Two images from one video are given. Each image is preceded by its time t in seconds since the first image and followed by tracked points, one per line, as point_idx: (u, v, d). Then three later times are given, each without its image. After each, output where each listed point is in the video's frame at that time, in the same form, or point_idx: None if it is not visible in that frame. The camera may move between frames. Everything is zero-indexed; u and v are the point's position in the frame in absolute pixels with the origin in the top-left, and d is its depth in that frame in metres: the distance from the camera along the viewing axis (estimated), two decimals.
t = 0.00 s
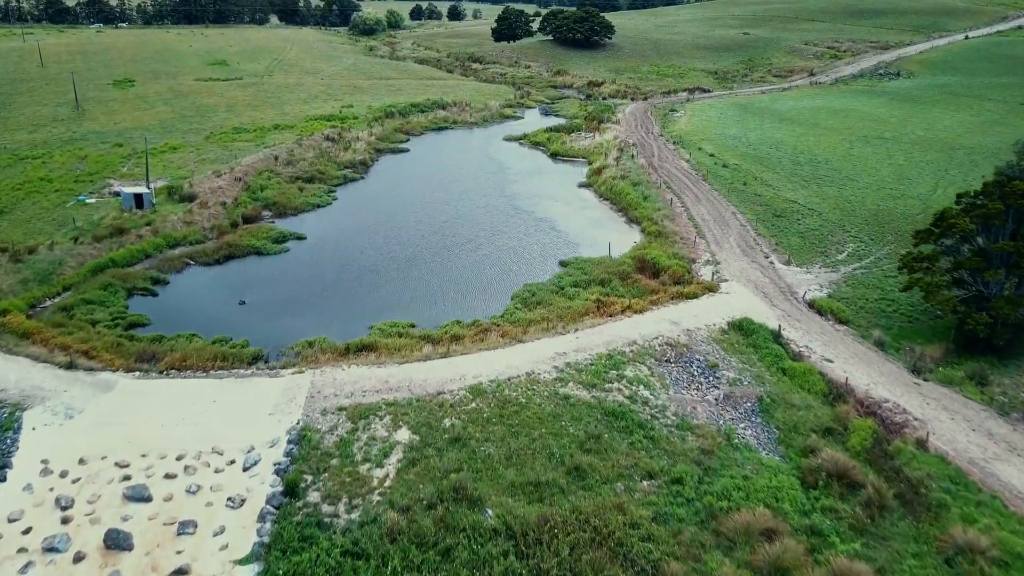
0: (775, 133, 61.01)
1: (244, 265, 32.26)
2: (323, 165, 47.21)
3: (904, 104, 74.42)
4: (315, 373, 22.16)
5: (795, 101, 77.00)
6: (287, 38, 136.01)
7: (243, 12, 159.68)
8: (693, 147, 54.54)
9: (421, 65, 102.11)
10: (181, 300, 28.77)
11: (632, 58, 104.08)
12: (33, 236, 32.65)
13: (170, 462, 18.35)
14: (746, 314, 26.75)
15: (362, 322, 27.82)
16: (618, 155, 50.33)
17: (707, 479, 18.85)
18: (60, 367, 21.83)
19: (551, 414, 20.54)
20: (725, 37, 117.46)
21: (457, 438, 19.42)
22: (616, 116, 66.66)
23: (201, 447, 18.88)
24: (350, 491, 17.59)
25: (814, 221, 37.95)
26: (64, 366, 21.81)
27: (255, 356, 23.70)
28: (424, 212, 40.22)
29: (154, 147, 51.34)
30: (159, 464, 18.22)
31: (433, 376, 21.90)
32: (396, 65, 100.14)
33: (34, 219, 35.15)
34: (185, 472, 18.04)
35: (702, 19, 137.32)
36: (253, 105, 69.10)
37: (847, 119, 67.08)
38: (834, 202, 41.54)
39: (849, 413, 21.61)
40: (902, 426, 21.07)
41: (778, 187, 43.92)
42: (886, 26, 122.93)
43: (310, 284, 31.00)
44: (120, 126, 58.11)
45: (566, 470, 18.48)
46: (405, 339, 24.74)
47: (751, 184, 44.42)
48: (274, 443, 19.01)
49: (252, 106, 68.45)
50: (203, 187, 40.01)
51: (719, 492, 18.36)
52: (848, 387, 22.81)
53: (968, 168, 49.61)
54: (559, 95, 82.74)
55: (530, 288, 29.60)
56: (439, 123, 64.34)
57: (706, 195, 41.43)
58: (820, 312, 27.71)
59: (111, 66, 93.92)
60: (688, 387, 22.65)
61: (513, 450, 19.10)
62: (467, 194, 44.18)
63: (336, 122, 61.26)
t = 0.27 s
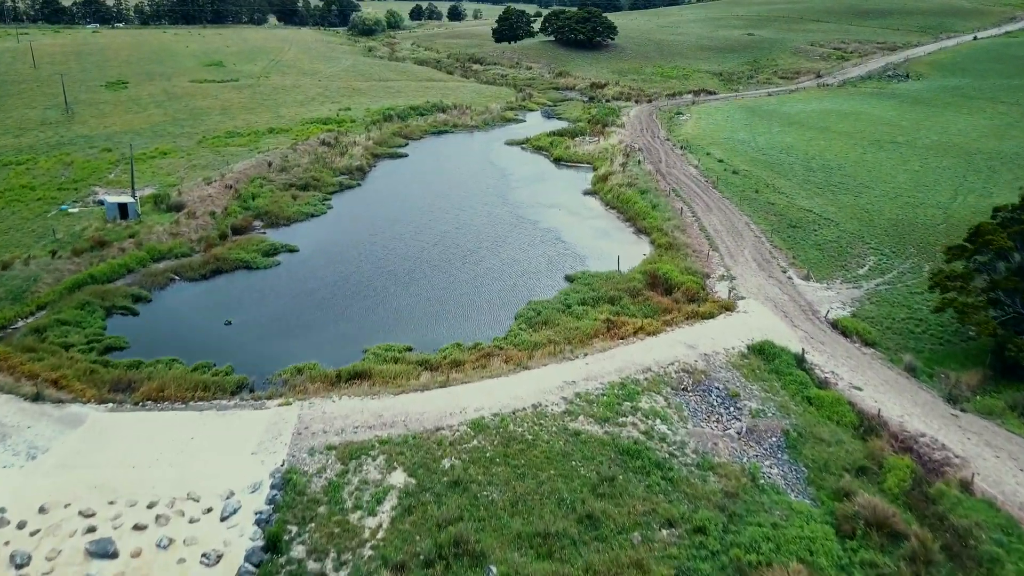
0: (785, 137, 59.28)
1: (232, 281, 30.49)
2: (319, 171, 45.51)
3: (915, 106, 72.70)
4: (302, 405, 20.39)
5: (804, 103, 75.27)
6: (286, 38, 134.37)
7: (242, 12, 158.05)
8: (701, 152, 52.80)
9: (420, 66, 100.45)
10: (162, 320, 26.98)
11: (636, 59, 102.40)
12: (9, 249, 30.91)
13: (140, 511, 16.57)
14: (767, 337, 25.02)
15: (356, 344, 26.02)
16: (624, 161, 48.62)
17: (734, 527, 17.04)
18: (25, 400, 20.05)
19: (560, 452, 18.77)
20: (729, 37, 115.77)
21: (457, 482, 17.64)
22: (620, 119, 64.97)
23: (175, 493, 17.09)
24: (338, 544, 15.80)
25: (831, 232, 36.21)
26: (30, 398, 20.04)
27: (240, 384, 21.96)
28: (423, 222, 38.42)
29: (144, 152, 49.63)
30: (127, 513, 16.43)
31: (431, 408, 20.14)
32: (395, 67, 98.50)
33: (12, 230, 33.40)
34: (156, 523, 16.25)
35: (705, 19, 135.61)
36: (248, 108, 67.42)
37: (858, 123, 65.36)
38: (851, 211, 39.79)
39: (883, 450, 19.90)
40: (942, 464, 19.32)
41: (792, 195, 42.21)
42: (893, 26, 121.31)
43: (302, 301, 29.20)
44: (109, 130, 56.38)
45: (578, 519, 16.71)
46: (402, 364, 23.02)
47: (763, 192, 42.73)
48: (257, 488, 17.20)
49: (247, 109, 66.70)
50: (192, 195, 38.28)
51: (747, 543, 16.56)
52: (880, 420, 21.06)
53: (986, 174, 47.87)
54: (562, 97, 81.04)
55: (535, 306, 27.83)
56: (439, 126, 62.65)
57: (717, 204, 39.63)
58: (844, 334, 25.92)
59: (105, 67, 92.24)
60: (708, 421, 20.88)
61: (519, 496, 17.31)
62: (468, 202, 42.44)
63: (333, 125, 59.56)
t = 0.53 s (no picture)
0: (795, 141, 57.53)
1: (219, 299, 28.75)
2: (313, 178, 43.77)
3: (927, 109, 70.97)
4: (288, 443, 18.63)
5: (812, 106, 73.53)
6: (284, 39, 132.63)
7: (240, 12, 156.25)
8: (710, 158, 51.07)
9: (420, 67, 98.75)
10: (142, 344, 25.21)
11: (639, 60, 100.66)
12: None
13: (102, 570, 14.77)
14: (791, 362, 23.28)
15: (349, 370, 24.23)
16: (631, 167, 46.91)
17: None
18: None
19: (571, 499, 17.00)
20: (734, 38, 114.05)
21: (457, 534, 15.86)
22: (625, 122, 63.26)
23: (143, 549, 15.30)
24: None
25: (850, 244, 34.46)
26: None
27: (222, 418, 20.20)
28: (422, 233, 36.63)
29: (133, 158, 47.88)
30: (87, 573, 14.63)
31: (429, 447, 18.38)
32: (395, 68, 96.80)
33: None
34: None
35: (708, 20, 133.87)
36: (243, 111, 65.69)
37: (869, 126, 63.61)
38: (869, 221, 38.03)
39: (924, 494, 18.14)
40: (990, 510, 17.58)
41: (807, 204, 40.47)
42: (899, 27, 119.56)
43: (292, 321, 27.43)
44: (99, 134, 54.61)
45: None
46: (398, 394, 21.29)
47: (776, 200, 41.00)
48: (235, 542, 15.39)
49: (242, 112, 64.93)
50: (180, 205, 36.54)
51: None
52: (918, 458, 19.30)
53: (1007, 181, 46.11)
54: (564, 99, 79.31)
55: (540, 326, 26.09)
56: (438, 130, 60.91)
57: (729, 214, 37.87)
58: (872, 358, 24.15)
59: (98, 69, 90.50)
60: (731, 460, 19.12)
61: (526, 551, 15.51)
62: (468, 211, 40.69)
63: (329, 129, 57.83)
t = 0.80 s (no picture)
0: (806, 146, 55.81)
1: (203, 318, 26.99)
2: (308, 186, 42.03)
3: (939, 111, 69.26)
4: (270, 489, 16.86)
5: (821, 109, 71.83)
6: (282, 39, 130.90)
7: (238, 13, 154.47)
8: (719, 163, 49.31)
9: (420, 69, 97.05)
10: (118, 371, 23.35)
11: (642, 61, 98.99)
12: None
13: None
14: (818, 392, 21.54)
15: (341, 399, 22.30)
16: (638, 174, 45.16)
17: None
18: None
19: (585, 556, 15.21)
20: (738, 39, 112.41)
21: None
22: (630, 126, 61.53)
23: None
24: None
25: (871, 257, 32.71)
26: None
27: (200, 458, 18.45)
28: (421, 247, 34.83)
29: (121, 164, 46.17)
30: None
31: (426, 495, 16.63)
32: (394, 69, 95.10)
33: None
34: None
35: (712, 20, 132.24)
36: (238, 114, 63.94)
37: (881, 130, 61.91)
38: (889, 232, 36.27)
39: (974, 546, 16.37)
40: None
41: (823, 214, 38.74)
42: (906, 27, 117.93)
43: (282, 344, 25.54)
44: (87, 139, 52.90)
45: None
46: (393, 430, 19.56)
47: (791, 209, 39.26)
48: None
49: (236, 115, 63.19)
50: (166, 215, 34.83)
51: None
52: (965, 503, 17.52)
53: None
54: (567, 102, 77.60)
55: (546, 350, 24.29)
56: (438, 134, 59.18)
57: (743, 226, 36.07)
58: (905, 386, 22.38)
59: (92, 71, 88.74)
60: (759, 506, 17.31)
61: None
62: (469, 221, 38.96)
63: (326, 133, 56.10)
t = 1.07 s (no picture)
0: (817, 151, 54.06)
1: (185, 342, 25.23)
2: (301, 195, 40.30)
3: (951, 114, 67.53)
4: (249, 547, 15.12)
5: (830, 112, 70.10)
6: (280, 40, 129.10)
7: (235, 13, 152.56)
8: (729, 169, 47.56)
9: (419, 70, 95.31)
10: (90, 402, 21.56)
11: (646, 63, 97.26)
12: None
13: None
14: (849, 427, 19.79)
15: (332, 432, 20.40)
16: (645, 181, 43.42)
17: None
18: None
19: None
20: (743, 39, 110.70)
21: None
22: (635, 130, 59.81)
23: None
24: None
25: (894, 272, 30.96)
26: None
27: (172, 507, 16.72)
28: (419, 262, 33.02)
29: (108, 171, 44.45)
30: None
31: (423, 553, 14.90)
32: (393, 70, 93.36)
33: None
34: None
35: (715, 21, 130.55)
36: (232, 117, 62.20)
37: (893, 134, 60.18)
38: (911, 244, 34.52)
39: None
40: None
41: (839, 224, 37.02)
42: (913, 28, 116.21)
43: (269, 371, 23.70)
44: (75, 144, 51.15)
45: None
46: (387, 473, 17.83)
47: (806, 219, 37.53)
48: None
49: (230, 119, 61.44)
50: (151, 227, 33.09)
51: None
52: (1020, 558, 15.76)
53: None
54: (570, 104, 75.86)
55: (553, 377, 22.52)
56: (438, 138, 57.45)
57: (758, 238, 34.31)
58: (942, 419, 20.61)
59: (85, 72, 86.95)
60: (793, 563, 15.54)
61: None
62: (470, 232, 37.22)
63: (322, 138, 54.36)
